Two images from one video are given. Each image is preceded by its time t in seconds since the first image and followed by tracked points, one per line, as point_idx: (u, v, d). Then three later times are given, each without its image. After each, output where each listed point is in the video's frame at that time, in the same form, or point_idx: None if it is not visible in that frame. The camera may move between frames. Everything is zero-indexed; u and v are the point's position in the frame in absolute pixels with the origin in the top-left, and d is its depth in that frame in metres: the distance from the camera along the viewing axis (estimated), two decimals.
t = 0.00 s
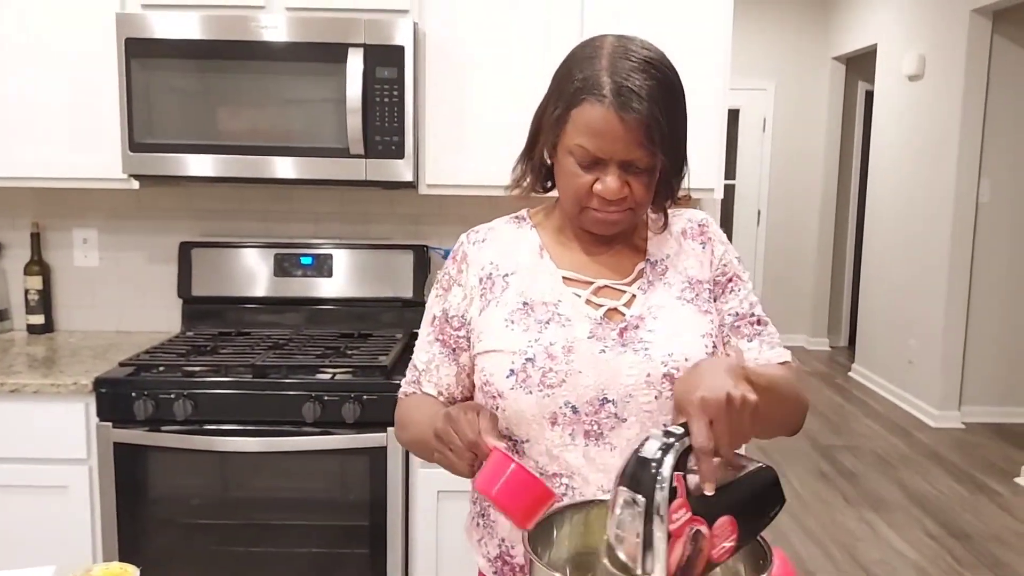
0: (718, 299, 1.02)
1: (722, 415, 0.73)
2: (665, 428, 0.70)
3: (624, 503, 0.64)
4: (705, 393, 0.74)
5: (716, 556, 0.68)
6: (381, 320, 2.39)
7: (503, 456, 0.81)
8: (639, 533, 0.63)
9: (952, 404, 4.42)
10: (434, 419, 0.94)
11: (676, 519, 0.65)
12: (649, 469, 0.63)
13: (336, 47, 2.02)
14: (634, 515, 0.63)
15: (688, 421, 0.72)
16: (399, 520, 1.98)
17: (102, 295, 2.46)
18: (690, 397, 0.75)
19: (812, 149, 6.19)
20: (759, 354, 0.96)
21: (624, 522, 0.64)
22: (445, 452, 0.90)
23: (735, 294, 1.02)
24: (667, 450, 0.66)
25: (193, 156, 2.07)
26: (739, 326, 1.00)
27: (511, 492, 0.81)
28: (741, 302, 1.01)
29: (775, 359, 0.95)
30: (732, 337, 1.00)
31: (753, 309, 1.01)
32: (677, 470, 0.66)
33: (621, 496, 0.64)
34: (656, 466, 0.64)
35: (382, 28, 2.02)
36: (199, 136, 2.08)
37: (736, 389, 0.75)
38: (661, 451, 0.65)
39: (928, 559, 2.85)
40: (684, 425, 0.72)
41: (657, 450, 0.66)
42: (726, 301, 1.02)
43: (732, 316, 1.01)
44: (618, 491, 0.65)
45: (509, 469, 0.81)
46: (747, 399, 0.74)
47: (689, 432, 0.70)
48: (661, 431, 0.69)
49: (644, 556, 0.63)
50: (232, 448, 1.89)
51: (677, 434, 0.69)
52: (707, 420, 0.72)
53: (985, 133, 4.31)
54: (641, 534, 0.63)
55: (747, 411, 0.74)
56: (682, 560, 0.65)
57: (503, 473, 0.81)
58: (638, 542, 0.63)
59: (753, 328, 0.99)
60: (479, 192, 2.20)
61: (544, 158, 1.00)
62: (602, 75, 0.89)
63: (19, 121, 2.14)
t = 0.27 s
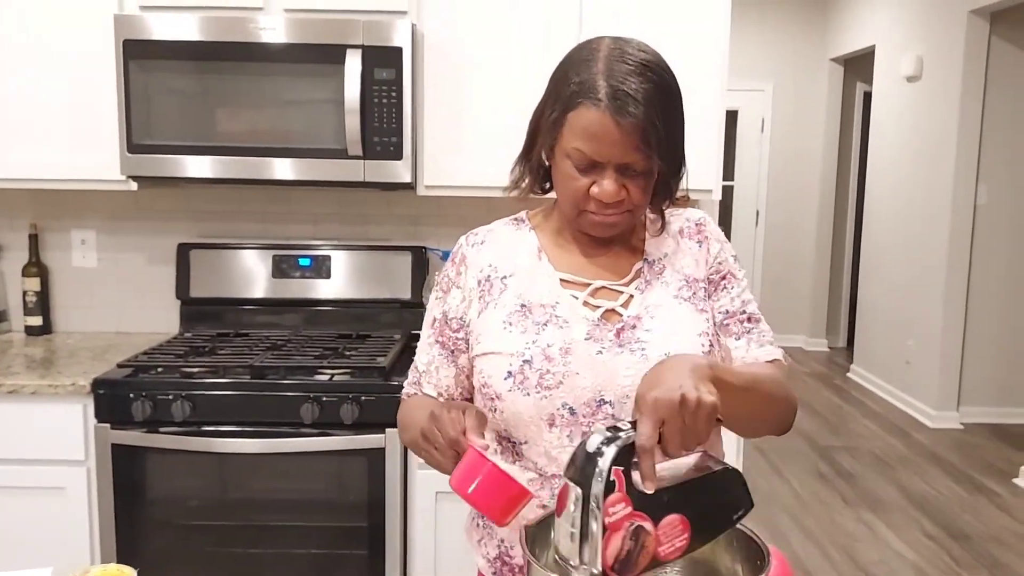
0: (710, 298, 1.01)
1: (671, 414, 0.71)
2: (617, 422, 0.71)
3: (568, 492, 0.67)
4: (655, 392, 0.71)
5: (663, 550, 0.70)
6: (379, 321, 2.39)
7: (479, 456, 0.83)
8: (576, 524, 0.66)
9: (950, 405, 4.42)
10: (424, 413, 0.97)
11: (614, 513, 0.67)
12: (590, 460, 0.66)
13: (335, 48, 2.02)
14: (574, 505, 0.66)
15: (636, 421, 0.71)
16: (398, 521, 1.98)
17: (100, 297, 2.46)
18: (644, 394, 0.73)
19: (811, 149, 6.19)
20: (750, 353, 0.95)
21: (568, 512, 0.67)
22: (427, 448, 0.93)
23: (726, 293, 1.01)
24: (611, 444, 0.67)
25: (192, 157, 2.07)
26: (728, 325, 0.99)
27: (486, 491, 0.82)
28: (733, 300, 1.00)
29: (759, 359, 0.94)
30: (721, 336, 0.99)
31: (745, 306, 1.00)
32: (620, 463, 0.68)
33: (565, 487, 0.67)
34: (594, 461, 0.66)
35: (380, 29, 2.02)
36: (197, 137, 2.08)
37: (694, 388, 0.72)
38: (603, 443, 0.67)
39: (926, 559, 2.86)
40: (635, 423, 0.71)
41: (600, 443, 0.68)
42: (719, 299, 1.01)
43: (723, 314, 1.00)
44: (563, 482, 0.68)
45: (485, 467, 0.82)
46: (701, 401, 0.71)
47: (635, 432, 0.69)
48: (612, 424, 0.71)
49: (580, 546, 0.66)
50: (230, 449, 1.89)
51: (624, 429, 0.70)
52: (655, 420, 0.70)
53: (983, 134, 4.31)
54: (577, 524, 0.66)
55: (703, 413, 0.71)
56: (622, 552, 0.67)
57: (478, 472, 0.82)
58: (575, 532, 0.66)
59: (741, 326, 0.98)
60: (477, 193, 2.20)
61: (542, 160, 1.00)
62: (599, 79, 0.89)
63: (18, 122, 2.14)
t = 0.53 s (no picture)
0: (709, 296, 1.01)
1: (664, 416, 0.69)
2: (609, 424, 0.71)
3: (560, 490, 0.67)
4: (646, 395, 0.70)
5: (653, 552, 0.69)
6: (377, 322, 2.39)
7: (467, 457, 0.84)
8: (566, 523, 0.67)
9: (949, 405, 4.42)
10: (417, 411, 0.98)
11: (602, 513, 0.67)
12: (581, 459, 0.67)
13: (333, 49, 2.02)
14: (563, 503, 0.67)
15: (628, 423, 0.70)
16: (396, 522, 1.97)
17: (98, 298, 2.45)
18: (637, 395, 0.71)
19: (809, 150, 6.19)
20: (747, 348, 0.95)
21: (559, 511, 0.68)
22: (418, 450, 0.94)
23: (723, 290, 1.01)
24: (602, 443, 0.68)
25: (190, 158, 2.07)
26: (726, 323, 0.99)
27: (474, 491, 0.83)
28: (732, 297, 1.00)
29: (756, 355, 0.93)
30: (720, 333, 0.99)
31: (744, 303, 1.00)
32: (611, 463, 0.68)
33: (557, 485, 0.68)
34: (583, 460, 0.67)
35: (379, 30, 2.02)
36: (195, 139, 2.08)
37: (687, 390, 0.71)
38: (595, 443, 0.68)
39: (925, 560, 2.86)
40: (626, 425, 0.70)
41: (591, 443, 0.68)
42: (716, 297, 1.01)
43: (721, 311, 1.00)
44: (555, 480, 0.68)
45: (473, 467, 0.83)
46: (694, 402, 0.70)
47: (626, 434, 0.68)
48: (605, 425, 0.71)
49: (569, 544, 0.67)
50: (229, 451, 1.89)
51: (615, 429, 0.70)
52: (647, 423, 0.69)
53: (981, 134, 4.31)
54: (567, 523, 0.67)
55: (696, 414, 0.70)
56: (611, 552, 0.67)
57: (467, 473, 0.83)
58: (564, 531, 0.67)
59: (740, 323, 0.98)
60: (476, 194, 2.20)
61: (537, 162, 1.00)
62: (592, 81, 0.89)
63: (16, 123, 2.13)
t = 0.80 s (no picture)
0: (708, 290, 1.01)
1: (694, 412, 0.69)
2: (636, 427, 0.67)
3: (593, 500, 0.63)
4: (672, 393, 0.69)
5: (693, 555, 0.66)
6: (376, 320, 2.38)
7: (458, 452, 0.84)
8: (605, 532, 0.62)
9: (949, 402, 4.42)
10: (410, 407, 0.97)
11: (642, 518, 0.63)
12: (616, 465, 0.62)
13: (330, 46, 2.02)
14: (599, 511, 0.62)
15: (657, 421, 0.68)
16: (395, 521, 1.97)
17: (96, 296, 2.45)
18: (663, 394, 0.71)
19: (809, 147, 6.19)
20: (752, 340, 0.94)
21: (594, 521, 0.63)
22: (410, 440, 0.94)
23: (723, 283, 1.00)
24: (634, 447, 0.64)
25: (187, 155, 2.06)
26: (729, 314, 0.98)
27: (464, 484, 0.83)
28: (731, 291, 0.99)
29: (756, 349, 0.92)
30: (722, 326, 0.98)
31: (745, 295, 0.99)
32: (644, 468, 0.64)
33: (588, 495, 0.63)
34: (618, 465, 0.62)
35: (377, 27, 2.02)
36: (192, 136, 2.07)
37: (712, 383, 0.71)
38: (627, 447, 0.64)
39: (925, 557, 2.86)
40: (654, 424, 0.69)
41: (622, 447, 0.64)
42: (715, 292, 1.00)
43: (722, 305, 0.99)
44: (585, 490, 0.63)
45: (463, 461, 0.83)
46: (722, 395, 0.70)
47: (658, 433, 0.67)
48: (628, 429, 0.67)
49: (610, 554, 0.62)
50: (227, 449, 1.88)
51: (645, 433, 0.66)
52: (677, 419, 0.68)
53: (981, 132, 4.31)
54: (606, 531, 0.62)
55: (724, 406, 0.70)
56: (651, 559, 0.63)
57: (459, 466, 0.83)
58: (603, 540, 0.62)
59: (742, 314, 0.97)
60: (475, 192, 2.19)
61: (533, 158, 1.00)
62: (587, 77, 0.88)
63: (13, 121, 2.13)
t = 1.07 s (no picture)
0: (711, 285, 1.02)
1: (728, 408, 0.72)
2: (672, 425, 0.71)
3: (634, 495, 0.66)
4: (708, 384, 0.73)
5: (730, 550, 0.69)
6: (375, 318, 2.38)
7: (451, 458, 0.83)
8: (646, 527, 0.65)
9: (949, 399, 4.42)
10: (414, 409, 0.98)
11: (683, 515, 0.65)
12: (656, 462, 0.66)
13: (329, 43, 2.02)
14: (641, 507, 0.66)
15: (694, 419, 0.73)
16: (395, 519, 1.97)
17: (95, 295, 2.45)
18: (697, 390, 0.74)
19: (808, 145, 6.18)
20: (760, 331, 0.95)
21: (634, 516, 0.66)
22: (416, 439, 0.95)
23: (726, 278, 1.01)
24: (673, 445, 0.68)
25: (186, 154, 2.06)
26: (736, 307, 0.98)
27: (457, 487, 0.83)
28: (736, 284, 1.00)
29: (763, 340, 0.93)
30: (730, 319, 0.99)
31: (750, 289, 1.00)
32: (683, 466, 0.67)
33: (627, 492, 0.67)
34: (659, 462, 0.66)
35: (376, 25, 2.01)
36: (191, 134, 2.07)
37: (745, 377, 0.74)
38: (666, 446, 0.68)
39: (925, 554, 2.86)
40: (691, 421, 0.73)
41: (662, 446, 0.68)
42: (719, 286, 1.01)
43: (727, 299, 1.00)
44: (624, 487, 0.67)
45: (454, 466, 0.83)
46: (756, 389, 0.73)
47: (695, 430, 0.70)
48: (666, 428, 0.71)
49: (651, 550, 0.65)
50: (226, 448, 1.88)
51: (683, 431, 0.70)
52: (712, 416, 0.71)
53: (981, 129, 4.30)
54: (648, 526, 0.65)
55: (758, 400, 0.73)
56: (693, 554, 0.66)
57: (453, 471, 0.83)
58: (644, 536, 0.66)
59: (750, 307, 0.98)
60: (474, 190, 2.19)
61: (528, 156, 0.99)
62: (585, 75, 0.88)
63: (11, 119, 2.12)
